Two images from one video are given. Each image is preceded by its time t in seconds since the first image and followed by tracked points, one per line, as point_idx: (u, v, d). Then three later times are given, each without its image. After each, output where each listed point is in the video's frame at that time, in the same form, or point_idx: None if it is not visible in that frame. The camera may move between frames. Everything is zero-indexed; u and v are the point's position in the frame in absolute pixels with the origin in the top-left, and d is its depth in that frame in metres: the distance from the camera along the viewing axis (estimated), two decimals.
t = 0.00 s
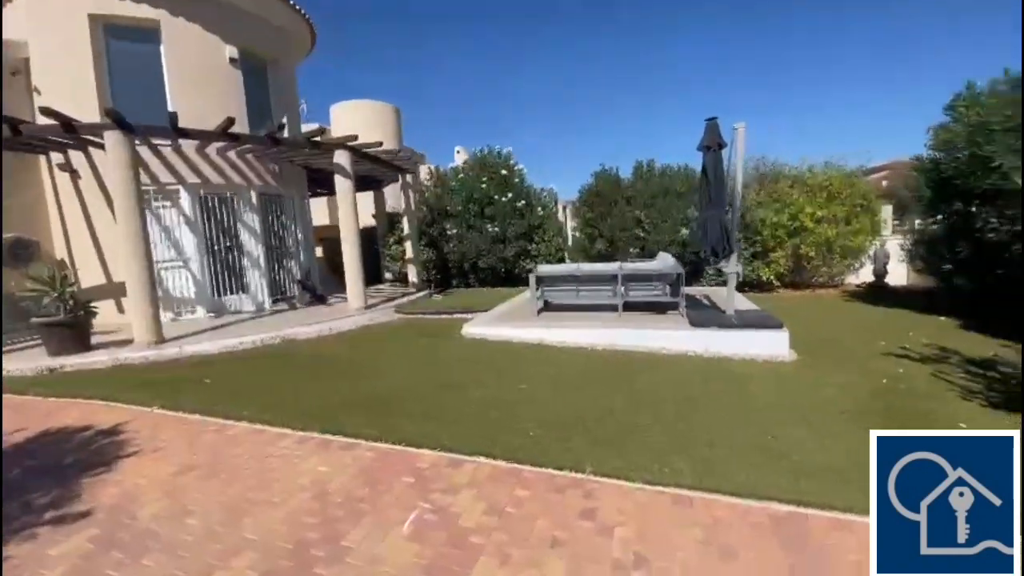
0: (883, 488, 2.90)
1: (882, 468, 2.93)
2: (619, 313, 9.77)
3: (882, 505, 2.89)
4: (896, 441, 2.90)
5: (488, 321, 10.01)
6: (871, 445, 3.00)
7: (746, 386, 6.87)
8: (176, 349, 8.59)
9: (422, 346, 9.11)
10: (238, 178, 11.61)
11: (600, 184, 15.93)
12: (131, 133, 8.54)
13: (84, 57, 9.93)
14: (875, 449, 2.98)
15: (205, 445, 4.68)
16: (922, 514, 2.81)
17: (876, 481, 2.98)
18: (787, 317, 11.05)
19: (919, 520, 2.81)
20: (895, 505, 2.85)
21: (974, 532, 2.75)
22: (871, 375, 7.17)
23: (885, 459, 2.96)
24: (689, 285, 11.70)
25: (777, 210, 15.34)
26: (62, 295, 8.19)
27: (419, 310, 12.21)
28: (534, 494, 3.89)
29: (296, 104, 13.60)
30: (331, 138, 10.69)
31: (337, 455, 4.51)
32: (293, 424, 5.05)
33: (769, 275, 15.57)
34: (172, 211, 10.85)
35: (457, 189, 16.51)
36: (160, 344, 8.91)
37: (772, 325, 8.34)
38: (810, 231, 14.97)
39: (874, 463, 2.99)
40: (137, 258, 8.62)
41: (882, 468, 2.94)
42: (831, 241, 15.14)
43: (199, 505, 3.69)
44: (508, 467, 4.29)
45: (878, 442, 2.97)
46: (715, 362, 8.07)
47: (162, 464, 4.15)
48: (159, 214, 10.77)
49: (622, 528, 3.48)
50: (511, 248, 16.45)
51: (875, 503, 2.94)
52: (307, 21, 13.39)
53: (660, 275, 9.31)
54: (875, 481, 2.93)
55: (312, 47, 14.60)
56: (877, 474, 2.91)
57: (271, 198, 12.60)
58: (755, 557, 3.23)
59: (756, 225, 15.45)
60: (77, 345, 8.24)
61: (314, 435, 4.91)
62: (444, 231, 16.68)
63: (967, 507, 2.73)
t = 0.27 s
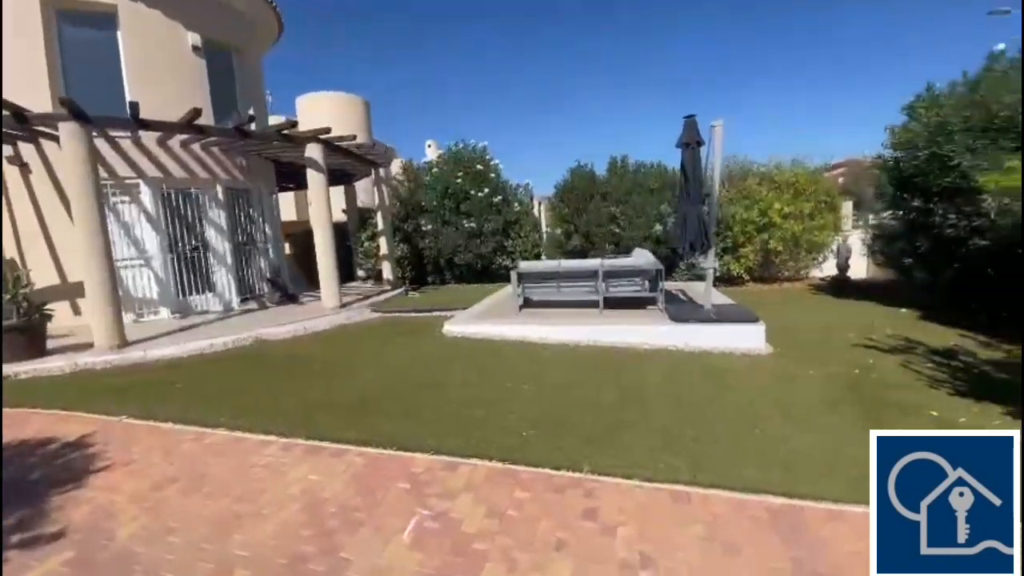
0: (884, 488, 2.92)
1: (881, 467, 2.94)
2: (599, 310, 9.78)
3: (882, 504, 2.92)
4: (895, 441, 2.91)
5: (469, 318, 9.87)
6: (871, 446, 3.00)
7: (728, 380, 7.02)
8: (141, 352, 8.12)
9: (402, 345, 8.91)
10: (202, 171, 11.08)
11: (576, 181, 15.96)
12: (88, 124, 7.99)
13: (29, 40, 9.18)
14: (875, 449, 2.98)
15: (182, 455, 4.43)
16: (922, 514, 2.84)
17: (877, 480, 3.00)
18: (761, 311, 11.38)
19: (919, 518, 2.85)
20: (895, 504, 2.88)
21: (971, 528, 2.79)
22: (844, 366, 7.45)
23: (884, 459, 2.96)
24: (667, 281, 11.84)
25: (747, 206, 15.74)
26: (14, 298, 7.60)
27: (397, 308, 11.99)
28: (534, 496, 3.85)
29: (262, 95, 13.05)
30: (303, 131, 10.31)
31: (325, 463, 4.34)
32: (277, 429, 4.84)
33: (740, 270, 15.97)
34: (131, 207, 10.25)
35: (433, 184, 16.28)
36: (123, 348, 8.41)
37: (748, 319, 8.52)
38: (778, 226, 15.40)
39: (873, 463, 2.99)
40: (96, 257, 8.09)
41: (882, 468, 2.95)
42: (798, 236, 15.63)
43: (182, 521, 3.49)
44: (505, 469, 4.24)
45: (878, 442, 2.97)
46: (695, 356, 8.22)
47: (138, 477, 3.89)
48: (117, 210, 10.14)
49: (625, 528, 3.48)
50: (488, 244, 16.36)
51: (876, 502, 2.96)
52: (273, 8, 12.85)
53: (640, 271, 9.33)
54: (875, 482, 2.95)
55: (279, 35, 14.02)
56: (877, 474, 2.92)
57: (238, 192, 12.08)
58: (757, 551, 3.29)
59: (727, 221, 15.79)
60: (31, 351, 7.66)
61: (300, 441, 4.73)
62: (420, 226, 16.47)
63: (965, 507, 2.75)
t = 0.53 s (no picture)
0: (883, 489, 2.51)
1: (879, 467, 2.52)
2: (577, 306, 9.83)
3: (880, 504, 2.49)
4: (895, 440, 2.50)
5: (445, 316, 9.70)
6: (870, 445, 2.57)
7: (706, 372, 7.17)
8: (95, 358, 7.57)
9: (378, 344, 8.65)
10: (158, 165, 10.44)
11: (548, 176, 16.01)
12: (32, 114, 7.36)
13: None
14: (872, 448, 2.56)
15: (151, 468, 4.15)
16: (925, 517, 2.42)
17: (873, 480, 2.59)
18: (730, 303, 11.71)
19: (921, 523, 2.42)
20: (893, 505, 2.47)
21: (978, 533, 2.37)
22: (812, 356, 7.74)
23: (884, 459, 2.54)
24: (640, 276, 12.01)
25: (714, 202, 16.10)
26: None
27: (369, 306, 11.69)
28: (531, 496, 3.81)
29: (220, 85, 12.41)
30: (267, 124, 9.85)
31: (310, 471, 4.14)
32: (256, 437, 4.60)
33: (707, 265, 16.28)
34: (79, 202, 9.50)
35: (402, 178, 15.95)
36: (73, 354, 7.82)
37: (721, 312, 8.72)
38: (743, 221, 15.82)
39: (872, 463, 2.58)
40: (43, 257, 7.47)
41: (882, 466, 2.54)
42: (761, 231, 16.11)
43: (159, 539, 3.26)
44: (498, 470, 4.17)
45: (878, 441, 2.55)
46: (672, 349, 8.36)
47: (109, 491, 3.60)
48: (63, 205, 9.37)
49: (625, 524, 3.48)
50: (460, 240, 16.18)
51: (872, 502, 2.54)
52: None
53: (617, 267, 9.47)
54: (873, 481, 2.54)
55: (237, 21, 13.34)
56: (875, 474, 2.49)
57: (196, 187, 11.47)
58: (754, 542, 3.35)
59: (694, 217, 16.09)
60: None
61: (282, 448, 4.51)
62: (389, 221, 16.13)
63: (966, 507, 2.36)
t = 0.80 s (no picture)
0: (884, 489, 2.59)
1: (880, 467, 2.60)
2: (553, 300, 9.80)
3: (880, 504, 2.57)
4: (895, 441, 2.57)
5: (419, 313, 9.49)
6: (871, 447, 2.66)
7: (684, 363, 7.27)
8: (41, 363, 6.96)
9: (351, 341, 8.34)
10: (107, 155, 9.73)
11: (519, 171, 15.96)
12: None
13: None
14: (873, 449, 2.63)
15: (116, 479, 3.83)
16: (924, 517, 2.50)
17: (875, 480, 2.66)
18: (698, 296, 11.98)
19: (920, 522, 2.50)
20: (893, 505, 2.54)
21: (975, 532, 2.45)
22: (782, 346, 7.99)
23: (884, 459, 2.62)
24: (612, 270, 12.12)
25: (680, 197, 16.41)
26: None
27: (337, 303, 11.32)
28: (529, 492, 3.76)
29: (172, 71, 11.70)
30: (228, 113, 9.33)
31: (292, 476, 3.93)
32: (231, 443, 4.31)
33: (673, 259, 16.54)
34: (17, 194, 8.74)
35: (369, 171, 15.55)
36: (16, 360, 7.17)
37: (695, 305, 8.89)
38: (708, 216, 16.19)
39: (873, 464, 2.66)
40: None
41: (882, 467, 2.62)
42: (725, 226, 16.55)
43: (135, 555, 3.01)
44: (492, 468, 4.09)
45: (879, 443, 2.63)
46: (648, 342, 8.46)
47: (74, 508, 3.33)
48: None
49: (625, 516, 3.48)
50: (430, 235, 15.95)
51: (874, 502, 2.62)
52: None
53: (593, 262, 9.54)
54: (875, 481, 2.62)
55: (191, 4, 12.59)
56: (876, 474, 2.56)
57: (148, 178, 10.79)
58: (751, 527, 3.41)
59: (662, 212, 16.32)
60: None
61: (261, 453, 4.25)
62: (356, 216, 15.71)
63: (967, 507, 2.41)
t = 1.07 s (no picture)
0: (884, 490, 2.36)
1: (879, 466, 2.38)
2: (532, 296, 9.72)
3: (880, 503, 2.34)
4: (894, 439, 2.34)
5: (395, 311, 9.25)
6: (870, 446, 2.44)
7: (665, 357, 7.32)
8: None
9: (325, 340, 8.01)
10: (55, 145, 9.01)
11: (493, 166, 15.83)
12: None
13: None
14: (871, 447, 2.42)
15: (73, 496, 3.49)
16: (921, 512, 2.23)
17: (874, 480, 2.43)
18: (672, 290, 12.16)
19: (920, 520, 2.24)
20: (892, 506, 2.30)
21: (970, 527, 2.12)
22: (757, 339, 8.18)
23: (884, 459, 2.39)
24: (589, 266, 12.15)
25: (652, 194, 16.64)
26: None
27: (307, 302, 10.91)
28: (524, 494, 3.66)
29: (124, 56, 10.99)
30: (188, 101, 8.80)
31: (275, 487, 3.71)
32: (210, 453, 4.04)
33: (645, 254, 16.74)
34: None
35: (338, 165, 15.08)
36: None
37: (672, 300, 8.97)
38: (679, 212, 16.48)
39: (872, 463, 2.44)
40: None
41: (882, 467, 2.39)
42: (694, 222, 16.89)
43: None
44: (484, 470, 3.96)
45: (878, 441, 2.41)
46: (627, 336, 8.48)
47: (48, 516, 3.02)
48: None
49: (624, 516, 3.42)
50: (402, 231, 15.62)
51: (874, 503, 2.39)
52: None
53: (572, 257, 9.49)
54: (875, 482, 2.39)
55: None
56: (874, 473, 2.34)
57: (101, 171, 10.08)
58: (748, 521, 3.42)
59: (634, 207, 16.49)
60: None
61: (242, 463, 4.00)
62: (323, 210, 15.22)
63: (969, 509, 2.08)
